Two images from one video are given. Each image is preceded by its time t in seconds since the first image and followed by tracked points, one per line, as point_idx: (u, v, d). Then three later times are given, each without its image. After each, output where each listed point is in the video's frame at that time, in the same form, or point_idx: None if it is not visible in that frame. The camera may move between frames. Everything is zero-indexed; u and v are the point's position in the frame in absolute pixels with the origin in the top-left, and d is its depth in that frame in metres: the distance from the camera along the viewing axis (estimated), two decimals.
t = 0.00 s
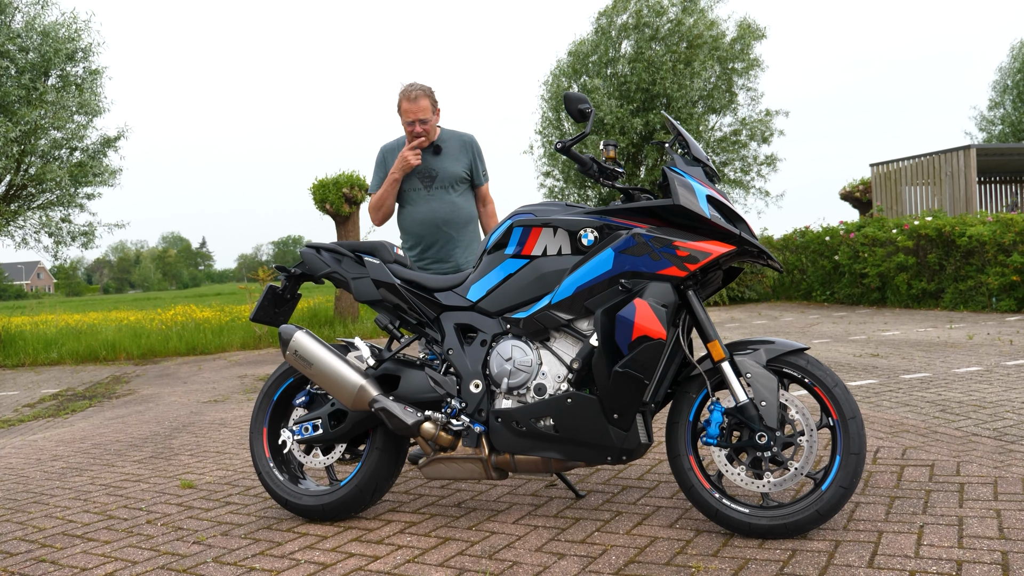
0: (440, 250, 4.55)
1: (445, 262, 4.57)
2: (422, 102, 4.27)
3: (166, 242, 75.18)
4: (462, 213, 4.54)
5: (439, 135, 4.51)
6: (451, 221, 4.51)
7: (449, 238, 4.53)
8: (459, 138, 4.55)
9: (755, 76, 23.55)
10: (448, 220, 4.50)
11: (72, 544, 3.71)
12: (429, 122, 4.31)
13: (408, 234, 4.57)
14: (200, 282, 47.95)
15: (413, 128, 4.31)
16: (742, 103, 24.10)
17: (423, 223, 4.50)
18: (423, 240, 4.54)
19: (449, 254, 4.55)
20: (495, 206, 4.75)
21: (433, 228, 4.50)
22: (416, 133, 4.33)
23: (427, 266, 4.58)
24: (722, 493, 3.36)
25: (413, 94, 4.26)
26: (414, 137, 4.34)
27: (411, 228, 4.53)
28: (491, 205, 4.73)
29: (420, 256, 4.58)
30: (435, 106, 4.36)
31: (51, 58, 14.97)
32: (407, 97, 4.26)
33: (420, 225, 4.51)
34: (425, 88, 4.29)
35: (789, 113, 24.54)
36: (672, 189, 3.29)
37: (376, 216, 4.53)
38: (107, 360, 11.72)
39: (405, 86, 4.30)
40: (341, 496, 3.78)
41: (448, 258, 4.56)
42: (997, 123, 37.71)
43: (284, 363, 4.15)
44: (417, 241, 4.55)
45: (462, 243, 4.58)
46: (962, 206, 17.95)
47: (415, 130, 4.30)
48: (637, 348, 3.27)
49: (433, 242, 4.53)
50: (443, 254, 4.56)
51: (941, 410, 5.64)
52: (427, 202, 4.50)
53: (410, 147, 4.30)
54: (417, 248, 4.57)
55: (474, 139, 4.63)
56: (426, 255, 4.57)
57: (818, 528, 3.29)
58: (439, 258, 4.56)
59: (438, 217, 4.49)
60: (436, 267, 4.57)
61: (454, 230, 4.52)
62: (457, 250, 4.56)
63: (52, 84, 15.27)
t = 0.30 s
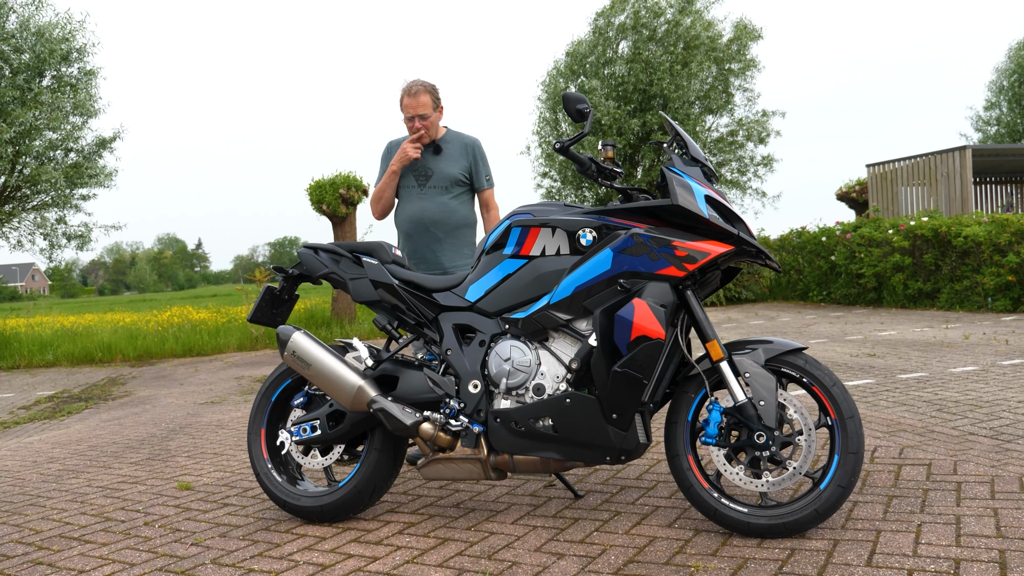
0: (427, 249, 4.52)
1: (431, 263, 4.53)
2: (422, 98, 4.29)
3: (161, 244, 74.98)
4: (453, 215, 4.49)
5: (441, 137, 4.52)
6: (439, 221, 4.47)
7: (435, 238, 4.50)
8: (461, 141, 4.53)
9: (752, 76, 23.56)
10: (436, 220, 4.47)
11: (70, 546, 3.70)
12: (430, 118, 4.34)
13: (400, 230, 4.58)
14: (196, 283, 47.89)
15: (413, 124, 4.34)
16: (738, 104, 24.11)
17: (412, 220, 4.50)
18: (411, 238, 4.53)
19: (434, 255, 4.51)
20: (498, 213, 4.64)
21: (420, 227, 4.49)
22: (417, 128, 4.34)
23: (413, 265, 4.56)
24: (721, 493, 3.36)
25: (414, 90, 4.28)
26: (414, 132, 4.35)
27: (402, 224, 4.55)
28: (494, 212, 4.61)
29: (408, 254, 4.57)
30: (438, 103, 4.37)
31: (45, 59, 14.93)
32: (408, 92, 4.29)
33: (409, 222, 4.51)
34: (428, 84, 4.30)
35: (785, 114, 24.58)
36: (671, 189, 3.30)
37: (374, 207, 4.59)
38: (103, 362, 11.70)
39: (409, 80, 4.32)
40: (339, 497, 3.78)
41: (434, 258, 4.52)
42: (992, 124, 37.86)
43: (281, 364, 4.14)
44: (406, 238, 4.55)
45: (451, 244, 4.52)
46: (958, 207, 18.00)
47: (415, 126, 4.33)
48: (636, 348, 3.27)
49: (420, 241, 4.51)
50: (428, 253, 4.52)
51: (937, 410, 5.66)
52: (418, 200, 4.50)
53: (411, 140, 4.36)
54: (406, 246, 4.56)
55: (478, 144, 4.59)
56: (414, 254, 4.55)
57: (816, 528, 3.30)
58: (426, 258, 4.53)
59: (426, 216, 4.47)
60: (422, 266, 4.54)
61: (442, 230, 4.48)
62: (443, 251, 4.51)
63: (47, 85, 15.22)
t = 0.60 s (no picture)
0: (417, 253, 4.55)
1: (419, 266, 4.57)
2: (419, 102, 4.25)
3: (158, 246, 74.86)
4: (441, 221, 4.47)
5: (441, 140, 4.45)
6: (425, 227, 4.48)
7: (422, 243, 4.52)
8: (460, 146, 4.43)
9: (748, 75, 23.57)
10: (423, 225, 4.48)
11: (70, 550, 3.69)
12: (425, 123, 4.29)
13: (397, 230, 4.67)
14: (193, 285, 47.85)
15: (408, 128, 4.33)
16: (735, 102, 24.11)
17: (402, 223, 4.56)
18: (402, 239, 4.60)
19: (421, 259, 4.55)
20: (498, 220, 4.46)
21: (408, 230, 4.53)
22: (417, 132, 4.32)
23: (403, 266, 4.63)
24: (722, 493, 3.36)
25: (413, 93, 4.25)
26: (415, 134, 4.34)
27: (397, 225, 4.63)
28: (492, 220, 4.45)
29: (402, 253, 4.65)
30: (439, 106, 4.31)
31: (41, 61, 14.89)
32: (407, 94, 4.27)
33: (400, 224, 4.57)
34: (428, 87, 4.25)
35: (781, 113, 24.59)
36: (670, 189, 3.29)
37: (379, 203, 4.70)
38: (101, 365, 11.67)
39: (411, 81, 4.30)
40: (339, 500, 3.77)
41: (421, 262, 4.56)
42: (988, 121, 38.00)
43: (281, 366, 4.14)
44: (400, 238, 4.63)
45: (439, 249, 4.52)
46: (955, 205, 18.04)
47: (411, 130, 4.31)
48: (637, 348, 3.27)
49: (408, 244, 4.56)
50: (415, 257, 4.56)
51: (937, 408, 5.66)
52: (411, 203, 4.52)
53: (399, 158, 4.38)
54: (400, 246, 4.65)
55: (478, 148, 4.44)
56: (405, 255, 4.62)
57: (817, 527, 3.30)
58: (414, 261, 4.57)
59: (412, 222, 4.50)
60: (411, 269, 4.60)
61: (429, 236, 4.49)
62: (429, 256, 4.53)
63: (42, 88, 15.18)
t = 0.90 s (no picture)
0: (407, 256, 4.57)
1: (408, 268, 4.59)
2: (394, 102, 4.28)
3: (154, 248, 74.75)
4: (426, 222, 4.47)
5: (423, 140, 4.45)
6: (410, 229, 4.49)
7: (409, 245, 4.53)
8: (441, 144, 4.41)
9: (745, 76, 23.59)
10: (408, 227, 4.49)
11: (68, 554, 3.68)
12: (404, 122, 4.31)
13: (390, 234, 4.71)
14: (189, 287, 47.78)
15: (387, 129, 4.37)
16: (731, 103, 24.14)
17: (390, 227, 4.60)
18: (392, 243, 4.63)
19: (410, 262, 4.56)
20: (485, 216, 4.39)
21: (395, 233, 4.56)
22: (395, 133, 4.35)
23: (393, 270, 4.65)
24: (722, 493, 3.36)
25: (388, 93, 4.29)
26: (395, 135, 4.37)
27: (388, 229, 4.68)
28: (478, 216, 4.39)
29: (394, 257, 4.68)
30: (416, 105, 4.33)
31: (34, 62, 14.84)
32: (385, 94, 4.31)
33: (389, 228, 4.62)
34: (403, 87, 4.29)
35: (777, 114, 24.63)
36: (670, 189, 3.30)
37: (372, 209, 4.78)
38: (96, 368, 11.64)
39: (388, 82, 4.35)
40: (338, 501, 3.77)
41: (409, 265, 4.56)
42: (984, 122, 38.13)
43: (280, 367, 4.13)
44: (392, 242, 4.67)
45: (427, 251, 4.53)
46: (951, 206, 18.08)
47: (392, 130, 4.33)
48: (637, 349, 3.27)
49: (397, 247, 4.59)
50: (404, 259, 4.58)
51: (934, 408, 5.67)
52: (397, 206, 4.55)
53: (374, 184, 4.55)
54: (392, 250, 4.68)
55: (460, 144, 4.40)
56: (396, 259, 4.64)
57: (817, 527, 3.30)
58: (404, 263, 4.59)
59: (398, 224, 4.53)
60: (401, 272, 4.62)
61: (415, 238, 4.50)
62: (417, 258, 4.53)
63: (36, 89, 15.14)
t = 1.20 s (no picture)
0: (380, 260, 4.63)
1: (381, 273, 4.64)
2: (355, 107, 4.39)
3: (150, 250, 74.59)
4: (395, 224, 4.54)
5: (387, 145, 4.56)
6: (380, 233, 4.57)
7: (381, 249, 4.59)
8: (404, 147, 4.51)
9: (740, 76, 23.60)
10: (378, 231, 4.57)
11: (67, 556, 3.66)
12: (365, 126, 4.43)
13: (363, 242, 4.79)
14: (185, 289, 47.67)
15: (351, 135, 4.48)
16: (727, 103, 24.14)
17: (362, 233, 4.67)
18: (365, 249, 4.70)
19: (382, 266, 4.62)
20: (453, 214, 4.49)
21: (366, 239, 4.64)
22: (359, 138, 4.47)
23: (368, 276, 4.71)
24: (722, 493, 3.35)
25: (348, 100, 4.41)
26: (358, 141, 4.48)
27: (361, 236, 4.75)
28: (447, 214, 4.48)
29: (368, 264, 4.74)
30: (377, 109, 4.44)
31: (29, 65, 14.79)
32: (345, 101, 4.43)
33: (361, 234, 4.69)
34: (362, 92, 4.40)
35: (773, 113, 24.65)
36: (670, 188, 3.28)
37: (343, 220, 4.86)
38: (92, 370, 11.60)
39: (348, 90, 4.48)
40: (337, 503, 3.75)
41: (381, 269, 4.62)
42: (979, 120, 38.25)
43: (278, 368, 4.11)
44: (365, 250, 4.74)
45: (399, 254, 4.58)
46: (947, 204, 18.10)
47: (355, 135, 4.44)
48: (637, 348, 3.27)
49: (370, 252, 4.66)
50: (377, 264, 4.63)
51: (933, 407, 5.67)
52: (366, 212, 4.63)
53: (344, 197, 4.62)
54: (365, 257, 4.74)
55: (422, 146, 4.50)
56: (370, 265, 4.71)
57: (818, 527, 3.29)
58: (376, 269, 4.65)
59: (368, 229, 4.60)
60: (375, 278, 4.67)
61: (386, 241, 4.57)
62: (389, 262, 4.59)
63: (31, 91, 15.09)
